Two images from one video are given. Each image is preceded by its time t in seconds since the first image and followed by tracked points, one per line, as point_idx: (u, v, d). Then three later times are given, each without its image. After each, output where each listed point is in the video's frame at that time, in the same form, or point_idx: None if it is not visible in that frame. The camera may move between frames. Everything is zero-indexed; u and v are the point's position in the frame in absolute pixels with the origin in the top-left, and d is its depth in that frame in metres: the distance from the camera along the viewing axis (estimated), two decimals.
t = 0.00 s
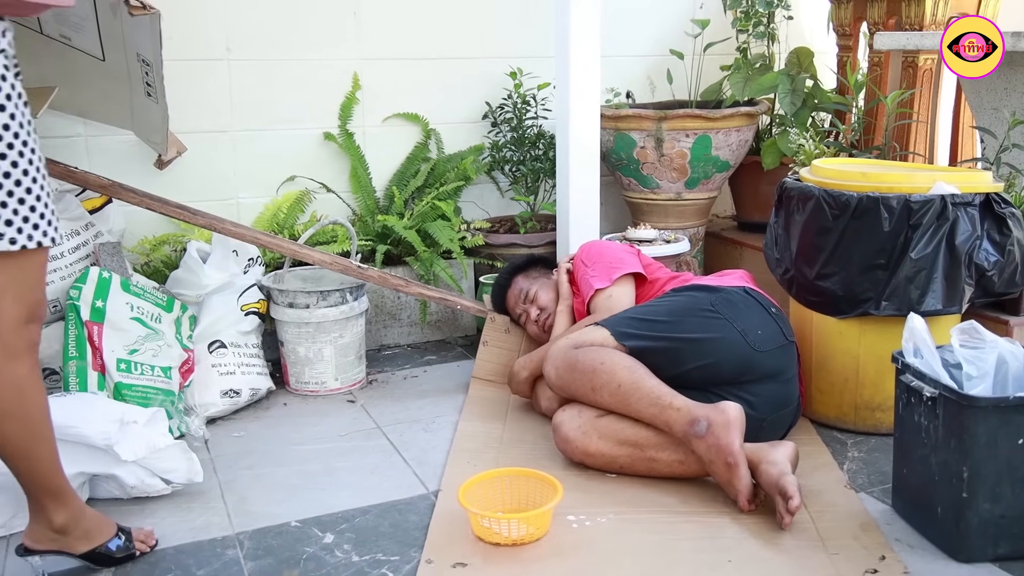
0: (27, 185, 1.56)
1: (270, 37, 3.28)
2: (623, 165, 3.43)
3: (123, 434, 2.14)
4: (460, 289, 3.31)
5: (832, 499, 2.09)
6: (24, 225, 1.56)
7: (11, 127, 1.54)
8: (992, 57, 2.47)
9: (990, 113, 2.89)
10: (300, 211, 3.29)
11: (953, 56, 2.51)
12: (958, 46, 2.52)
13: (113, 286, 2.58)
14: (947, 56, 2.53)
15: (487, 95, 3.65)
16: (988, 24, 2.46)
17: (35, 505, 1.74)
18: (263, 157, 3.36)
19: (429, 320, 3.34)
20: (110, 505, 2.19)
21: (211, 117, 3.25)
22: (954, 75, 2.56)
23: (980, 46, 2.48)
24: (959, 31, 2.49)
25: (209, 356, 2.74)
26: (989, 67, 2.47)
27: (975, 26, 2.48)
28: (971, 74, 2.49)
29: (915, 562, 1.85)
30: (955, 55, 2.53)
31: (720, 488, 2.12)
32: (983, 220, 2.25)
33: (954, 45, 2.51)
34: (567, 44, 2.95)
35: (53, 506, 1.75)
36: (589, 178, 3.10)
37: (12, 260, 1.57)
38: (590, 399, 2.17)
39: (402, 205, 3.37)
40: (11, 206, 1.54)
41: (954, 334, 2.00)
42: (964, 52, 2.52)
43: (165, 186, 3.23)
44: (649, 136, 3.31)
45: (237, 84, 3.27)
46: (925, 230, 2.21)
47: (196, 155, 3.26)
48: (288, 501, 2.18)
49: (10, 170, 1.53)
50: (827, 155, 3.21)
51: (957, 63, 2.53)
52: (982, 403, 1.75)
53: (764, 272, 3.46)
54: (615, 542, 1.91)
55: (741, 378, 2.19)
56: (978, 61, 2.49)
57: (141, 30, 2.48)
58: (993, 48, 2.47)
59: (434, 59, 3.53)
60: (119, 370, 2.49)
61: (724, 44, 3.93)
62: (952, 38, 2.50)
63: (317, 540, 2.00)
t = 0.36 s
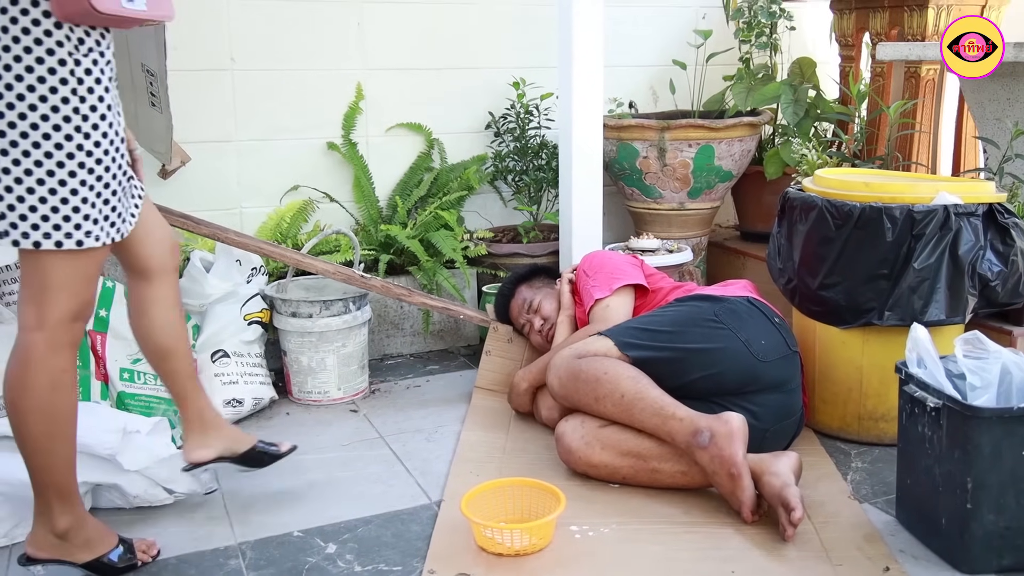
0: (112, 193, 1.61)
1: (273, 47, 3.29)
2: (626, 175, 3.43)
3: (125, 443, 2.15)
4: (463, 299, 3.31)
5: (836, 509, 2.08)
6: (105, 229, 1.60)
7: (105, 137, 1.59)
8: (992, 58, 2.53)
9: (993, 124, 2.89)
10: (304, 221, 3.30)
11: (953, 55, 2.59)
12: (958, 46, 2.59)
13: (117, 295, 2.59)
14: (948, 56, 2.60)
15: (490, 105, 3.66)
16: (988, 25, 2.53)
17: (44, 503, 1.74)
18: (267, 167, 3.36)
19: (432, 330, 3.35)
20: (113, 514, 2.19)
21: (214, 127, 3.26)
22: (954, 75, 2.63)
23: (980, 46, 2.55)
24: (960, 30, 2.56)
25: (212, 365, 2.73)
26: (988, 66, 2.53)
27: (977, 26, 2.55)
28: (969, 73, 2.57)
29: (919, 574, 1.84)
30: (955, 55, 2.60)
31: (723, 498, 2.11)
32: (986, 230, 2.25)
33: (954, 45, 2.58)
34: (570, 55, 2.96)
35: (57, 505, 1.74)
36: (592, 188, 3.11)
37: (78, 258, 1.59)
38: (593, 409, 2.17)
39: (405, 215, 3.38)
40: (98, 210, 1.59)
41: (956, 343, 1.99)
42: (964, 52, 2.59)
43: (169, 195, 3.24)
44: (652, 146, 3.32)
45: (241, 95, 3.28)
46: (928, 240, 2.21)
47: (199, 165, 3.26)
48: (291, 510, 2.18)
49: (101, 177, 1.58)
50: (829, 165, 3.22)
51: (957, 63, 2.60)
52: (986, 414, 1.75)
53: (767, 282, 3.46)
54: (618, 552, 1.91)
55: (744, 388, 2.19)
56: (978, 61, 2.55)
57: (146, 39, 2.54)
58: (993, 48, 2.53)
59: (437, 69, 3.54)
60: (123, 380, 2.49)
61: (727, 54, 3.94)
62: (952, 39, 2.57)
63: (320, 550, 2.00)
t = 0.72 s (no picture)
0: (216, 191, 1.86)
1: (276, 55, 3.30)
2: (628, 181, 3.43)
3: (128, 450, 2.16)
4: (465, 306, 3.31)
5: (838, 517, 2.08)
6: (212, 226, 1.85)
7: (207, 143, 1.84)
8: (992, 56, 2.57)
9: (995, 131, 2.89)
10: (306, 228, 3.30)
11: (954, 55, 2.62)
12: (958, 46, 2.63)
13: (119, 302, 2.58)
14: (948, 56, 2.63)
15: (492, 112, 3.66)
16: (988, 25, 2.60)
17: (84, 480, 1.78)
18: (269, 174, 3.37)
19: (434, 336, 3.35)
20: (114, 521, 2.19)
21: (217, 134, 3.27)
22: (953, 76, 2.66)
23: (980, 46, 2.60)
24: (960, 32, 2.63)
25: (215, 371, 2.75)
26: (988, 65, 2.56)
27: (977, 27, 2.61)
28: (969, 72, 2.60)
29: None
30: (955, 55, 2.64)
31: (725, 506, 2.11)
32: (988, 237, 2.25)
33: (954, 45, 2.62)
34: (572, 62, 2.97)
35: (98, 481, 1.78)
36: (594, 195, 3.11)
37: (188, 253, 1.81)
38: (596, 416, 2.17)
39: (407, 221, 3.38)
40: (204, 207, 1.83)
41: (959, 351, 2.00)
42: (964, 52, 2.63)
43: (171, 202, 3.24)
44: (654, 153, 3.32)
45: (244, 102, 3.28)
46: (930, 247, 2.21)
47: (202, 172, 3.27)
48: (293, 517, 2.18)
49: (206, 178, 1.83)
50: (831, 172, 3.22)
51: (957, 63, 2.63)
52: (989, 421, 1.75)
53: (769, 289, 3.46)
54: (620, 560, 1.91)
55: (746, 396, 2.19)
56: (978, 61, 2.59)
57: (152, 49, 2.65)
58: (993, 48, 2.59)
59: (439, 76, 3.55)
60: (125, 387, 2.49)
61: (729, 61, 3.95)
62: (952, 39, 2.63)
63: (322, 557, 1.99)
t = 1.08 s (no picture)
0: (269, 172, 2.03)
1: (279, 60, 3.31)
2: (630, 187, 3.43)
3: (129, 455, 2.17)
4: (466, 311, 3.31)
5: (839, 523, 2.07)
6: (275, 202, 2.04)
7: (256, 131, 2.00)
8: (992, 57, 2.57)
9: (996, 136, 2.89)
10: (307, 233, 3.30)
11: (953, 55, 2.62)
12: (958, 46, 2.63)
13: (120, 307, 2.58)
14: (948, 55, 2.63)
15: (494, 117, 3.66)
16: (988, 25, 2.59)
17: (280, 411, 2.20)
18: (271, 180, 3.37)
19: (435, 341, 3.35)
20: (115, 526, 2.19)
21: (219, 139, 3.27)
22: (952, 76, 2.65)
23: (980, 46, 2.60)
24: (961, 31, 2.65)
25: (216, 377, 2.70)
26: (988, 66, 2.56)
27: (977, 27, 2.61)
28: (969, 73, 2.58)
29: None
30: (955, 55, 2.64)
31: (727, 511, 2.11)
32: (990, 242, 2.24)
33: (954, 45, 2.62)
34: (574, 67, 2.97)
35: (296, 411, 2.20)
36: (595, 200, 3.12)
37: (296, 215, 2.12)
38: (597, 421, 2.16)
39: (409, 227, 3.38)
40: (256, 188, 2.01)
41: (961, 356, 1.99)
42: (964, 52, 2.63)
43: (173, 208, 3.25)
44: (655, 158, 3.32)
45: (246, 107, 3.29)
46: (932, 252, 2.21)
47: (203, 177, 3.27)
48: (294, 523, 2.18)
49: (257, 161, 2.00)
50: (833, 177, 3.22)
51: (957, 63, 2.62)
52: (991, 427, 1.74)
53: (771, 294, 3.46)
54: (621, 565, 1.90)
55: (749, 402, 2.18)
56: (978, 61, 2.58)
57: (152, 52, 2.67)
58: (993, 48, 2.58)
59: (442, 82, 3.55)
60: (126, 392, 2.50)
61: (730, 67, 3.96)
62: (952, 39, 2.63)
63: (323, 562, 1.99)
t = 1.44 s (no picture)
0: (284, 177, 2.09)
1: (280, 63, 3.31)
2: (630, 189, 3.43)
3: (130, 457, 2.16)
4: (467, 313, 3.31)
5: (840, 526, 2.07)
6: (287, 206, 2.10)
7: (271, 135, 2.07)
8: (992, 56, 2.58)
9: (997, 139, 2.89)
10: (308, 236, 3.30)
11: (953, 54, 2.63)
12: (958, 46, 2.64)
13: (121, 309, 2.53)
14: (949, 54, 2.63)
15: (495, 120, 3.67)
16: (988, 25, 2.62)
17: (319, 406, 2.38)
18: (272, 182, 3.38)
19: (436, 344, 3.34)
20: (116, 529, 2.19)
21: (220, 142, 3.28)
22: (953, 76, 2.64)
23: (980, 46, 2.61)
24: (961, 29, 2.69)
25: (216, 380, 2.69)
26: (989, 65, 2.55)
27: (977, 27, 2.64)
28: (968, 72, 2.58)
29: None
30: (956, 55, 2.64)
31: (728, 514, 2.11)
32: (991, 245, 2.24)
33: (954, 45, 2.64)
34: (575, 69, 2.97)
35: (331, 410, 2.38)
36: (596, 203, 3.12)
37: (304, 230, 2.17)
38: (598, 424, 2.16)
39: (410, 229, 3.38)
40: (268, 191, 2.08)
41: (962, 359, 1.99)
42: (964, 53, 2.64)
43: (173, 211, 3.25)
44: (657, 160, 3.32)
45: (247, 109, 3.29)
46: (933, 255, 2.21)
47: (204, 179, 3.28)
48: (294, 525, 2.18)
49: (270, 164, 2.07)
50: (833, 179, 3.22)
51: (957, 63, 2.62)
52: (992, 429, 1.74)
53: (772, 296, 3.46)
54: (622, 568, 1.90)
55: (749, 405, 2.18)
56: (979, 59, 2.59)
57: (156, 55, 2.71)
58: (993, 48, 2.60)
59: (443, 85, 3.56)
60: (126, 394, 2.50)
61: (731, 70, 3.96)
62: (953, 38, 2.66)
63: (323, 565, 1.99)
